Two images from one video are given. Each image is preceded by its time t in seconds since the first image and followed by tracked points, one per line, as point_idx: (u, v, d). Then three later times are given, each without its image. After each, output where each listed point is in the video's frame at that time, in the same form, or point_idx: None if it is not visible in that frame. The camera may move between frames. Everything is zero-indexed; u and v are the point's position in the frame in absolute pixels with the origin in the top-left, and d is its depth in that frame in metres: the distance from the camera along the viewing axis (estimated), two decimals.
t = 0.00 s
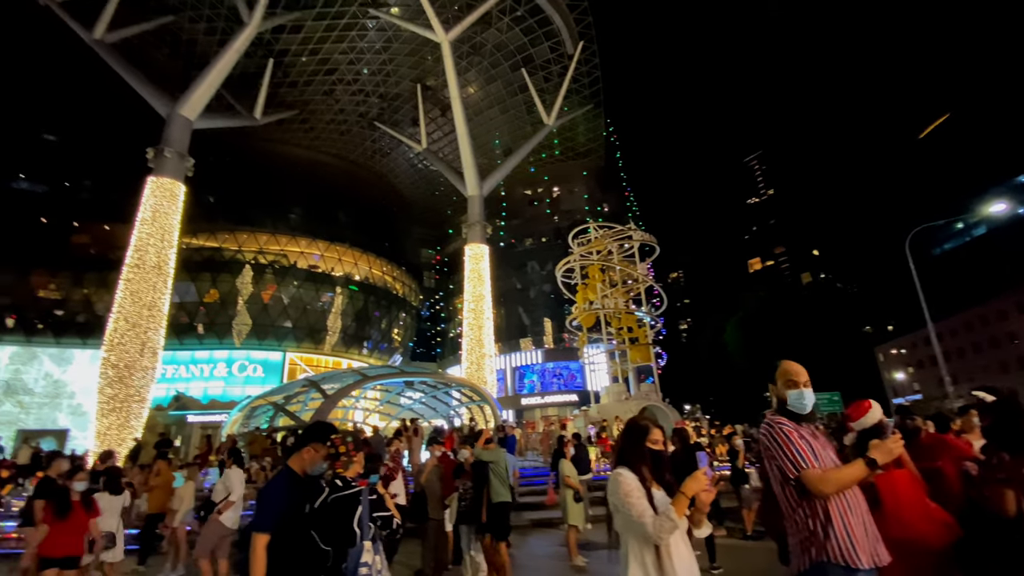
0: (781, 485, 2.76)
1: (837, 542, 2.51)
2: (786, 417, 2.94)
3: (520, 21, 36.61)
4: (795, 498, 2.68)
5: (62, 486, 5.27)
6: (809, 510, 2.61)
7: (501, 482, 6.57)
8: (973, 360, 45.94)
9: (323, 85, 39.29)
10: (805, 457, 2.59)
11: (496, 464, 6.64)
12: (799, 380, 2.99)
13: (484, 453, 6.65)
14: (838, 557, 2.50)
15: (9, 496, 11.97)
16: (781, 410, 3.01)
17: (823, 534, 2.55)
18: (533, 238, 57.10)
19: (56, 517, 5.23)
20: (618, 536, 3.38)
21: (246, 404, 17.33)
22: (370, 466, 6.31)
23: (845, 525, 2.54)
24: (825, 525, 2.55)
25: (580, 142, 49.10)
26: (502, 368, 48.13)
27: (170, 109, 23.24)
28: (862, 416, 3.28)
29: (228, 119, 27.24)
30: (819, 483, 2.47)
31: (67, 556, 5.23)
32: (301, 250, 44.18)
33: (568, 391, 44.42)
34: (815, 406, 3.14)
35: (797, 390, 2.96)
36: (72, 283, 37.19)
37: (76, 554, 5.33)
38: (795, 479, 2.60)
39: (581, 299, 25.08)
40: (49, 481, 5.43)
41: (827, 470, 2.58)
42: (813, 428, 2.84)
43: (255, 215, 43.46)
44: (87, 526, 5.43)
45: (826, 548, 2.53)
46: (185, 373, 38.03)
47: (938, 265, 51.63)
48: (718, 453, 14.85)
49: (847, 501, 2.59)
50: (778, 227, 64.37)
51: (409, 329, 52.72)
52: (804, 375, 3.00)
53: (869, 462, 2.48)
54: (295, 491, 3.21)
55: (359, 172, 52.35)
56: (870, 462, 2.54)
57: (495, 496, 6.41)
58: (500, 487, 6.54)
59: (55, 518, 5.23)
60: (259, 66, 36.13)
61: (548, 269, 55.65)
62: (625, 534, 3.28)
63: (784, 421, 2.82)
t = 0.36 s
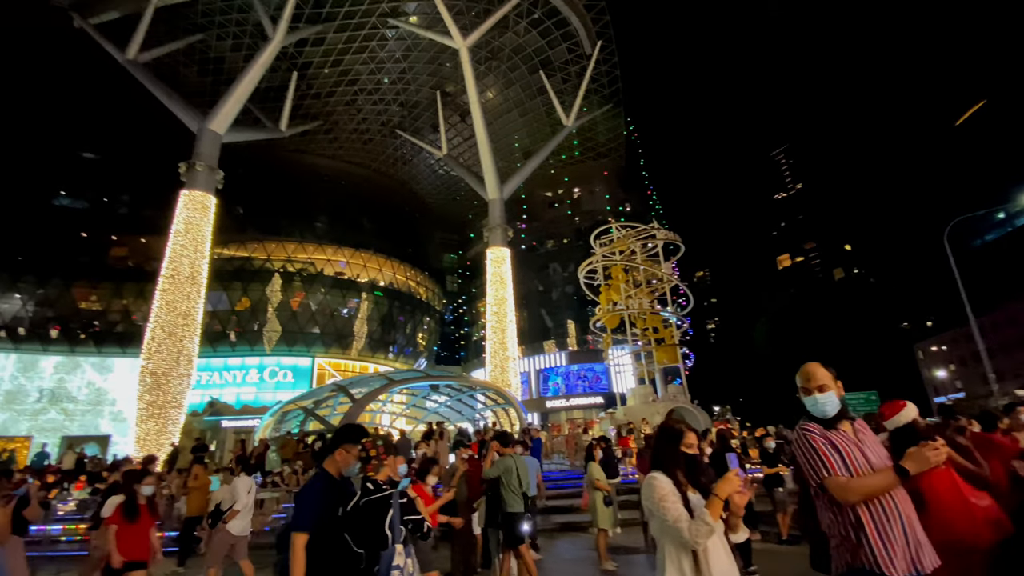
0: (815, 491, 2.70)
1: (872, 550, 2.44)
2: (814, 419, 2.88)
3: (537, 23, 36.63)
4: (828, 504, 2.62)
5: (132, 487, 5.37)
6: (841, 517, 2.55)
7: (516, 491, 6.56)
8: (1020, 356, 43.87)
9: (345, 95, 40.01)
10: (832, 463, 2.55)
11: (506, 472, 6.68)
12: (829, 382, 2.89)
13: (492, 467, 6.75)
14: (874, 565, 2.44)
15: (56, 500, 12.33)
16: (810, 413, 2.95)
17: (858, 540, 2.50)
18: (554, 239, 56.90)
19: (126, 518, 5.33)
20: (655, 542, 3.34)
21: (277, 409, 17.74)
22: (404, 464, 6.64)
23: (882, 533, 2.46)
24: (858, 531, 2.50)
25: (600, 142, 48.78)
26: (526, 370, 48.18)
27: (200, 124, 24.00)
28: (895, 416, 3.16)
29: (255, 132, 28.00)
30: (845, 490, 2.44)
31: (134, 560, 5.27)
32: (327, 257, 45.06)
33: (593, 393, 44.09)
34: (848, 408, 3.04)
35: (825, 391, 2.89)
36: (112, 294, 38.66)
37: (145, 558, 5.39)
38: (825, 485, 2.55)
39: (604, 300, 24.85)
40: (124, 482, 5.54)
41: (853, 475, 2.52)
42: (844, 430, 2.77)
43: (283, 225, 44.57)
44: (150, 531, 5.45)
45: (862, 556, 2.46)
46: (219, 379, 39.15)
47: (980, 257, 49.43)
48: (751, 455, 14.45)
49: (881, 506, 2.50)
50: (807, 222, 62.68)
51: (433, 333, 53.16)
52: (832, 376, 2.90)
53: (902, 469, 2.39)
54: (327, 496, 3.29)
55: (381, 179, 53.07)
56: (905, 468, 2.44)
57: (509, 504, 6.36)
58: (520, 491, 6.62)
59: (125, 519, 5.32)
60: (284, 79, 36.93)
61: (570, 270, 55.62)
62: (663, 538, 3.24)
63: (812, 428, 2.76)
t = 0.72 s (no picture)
0: (856, 497, 2.61)
1: (918, 557, 2.36)
2: (854, 421, 2.79)
3: (554, 27, 36.68)
4: (871, 511, 2.54)
5: (202, 494, 6.22)
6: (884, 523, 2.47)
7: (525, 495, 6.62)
8: None
9: (367, 106, 40.71)
10: (869, 467, 2.47)
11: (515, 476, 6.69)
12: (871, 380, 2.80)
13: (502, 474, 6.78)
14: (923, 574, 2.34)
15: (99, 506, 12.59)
16: (852, 415, 2.85)
17: (902, 547, 2.42)
18: (576, 242, 56.60)
19: (196, 522, 6.18)
20: (688, 547, 3.28)
21: (306, 415, 18.13)
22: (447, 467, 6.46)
23: (929, 539, 2.36)
24: (902, 537, 2.42)
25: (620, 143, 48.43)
26: (550, 374, 48.14)
27: (229, 138, 24.76)
28: (939, 416, 3.03)
29: (281, 145, 28.70)
30: (885, 495, 2.37)
31: (204, 559, 6.10)
32: (352, 265, 45.91)
33: (619, 396, 43.69)
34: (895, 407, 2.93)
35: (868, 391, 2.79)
36: (148, 306, 40.15)
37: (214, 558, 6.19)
38: (863, 490, 2.48)
39: (628, 302, 24.58)
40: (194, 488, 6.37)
41: (893, 478, 2.44)
42: (886, 431, 2.68)
43: (310, 234, 45.60)
44: (218, 533, 6.26)
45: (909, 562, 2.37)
46: (251, 386, 40.13)
47: None
48: (785, 458, 14.03)
49: (928, 510, 2.41)
50: (838, 217, 60.86)
51: (457, 338, 53.55)
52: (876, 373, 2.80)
53: (945, 472, 2.32)
54: (359, 499, 3.34)
55: (403, 187, 53.76)
56: (952, 471, 2.33)
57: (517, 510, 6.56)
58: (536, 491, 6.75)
59: (195, 522, 6.16)
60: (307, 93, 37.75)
61: (593, 272, 55.30)
62: (697, 543, 3.18)
63: (850, 429, 2.69)
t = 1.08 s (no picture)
0: (898, 500, 2.53)
1: (973, 563, 2.24)
2: (897, 422, 2.71)
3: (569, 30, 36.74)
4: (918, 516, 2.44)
5: (264, 496, 5.77)
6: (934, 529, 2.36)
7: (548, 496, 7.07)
8: None
9: (386, 116, 41.32)
10: (916, 468, 2.40)
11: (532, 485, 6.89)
12: (914, 379, 2.75)
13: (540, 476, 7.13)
14: None
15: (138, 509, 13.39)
16: (894, 416, 2.77)
17: (956, 556, 2.29)
18: (596, 244, 56.19)
19: (259, 527, 5.71)
20: (719, 555, 3.22)
21: (333, 421, 18.46)
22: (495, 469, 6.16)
23: (982, 543, 2.27)
24: (958, 545, 2.29)
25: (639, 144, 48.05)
26: (572, 379, 48.33)
27: (254, 152, 25.42)
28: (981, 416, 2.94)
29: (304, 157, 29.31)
30: (938, 497, 2.27)
31: (267, 567, 5.62)
32: (375, 273, 46.54)
33: (643, 400, 43.19)
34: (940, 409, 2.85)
35: (912, 391, 2.73)
36: (180, 316, 41.32)
37: (276, 565, 5.72)
38: (911, 492, 2.40)
39: (650, 304, 24.26)
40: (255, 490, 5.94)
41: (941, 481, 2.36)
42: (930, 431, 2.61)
43: (333, 243, 46.41)
44: (282, 538, 5.82)
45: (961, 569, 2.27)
46: (279, 394, 40.89)
47: None
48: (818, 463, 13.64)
49: (979, 514, 2.33)
50: (867, 213, 59.16)
51: (478, 343, 53.76)
52: (918, 374, 2.75)
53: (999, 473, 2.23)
54: (388, 506, 3.38)
55: (422, 194, 54.31)
56: (1004, 473, 2.25)
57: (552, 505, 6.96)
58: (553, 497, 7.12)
59: (258, 528, 5.72)
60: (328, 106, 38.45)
61: (613, 275, 54.94)
62: (728, 549, 3.12)
63: (894, 430, 2.61)
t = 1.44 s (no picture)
0: (945, 504, 2.45)
1: None
2: (945, 424, 2.64)
3: (587, 35, 36.79)
4: (969, 521, 2.35)
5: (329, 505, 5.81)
6: (987, 535, 2.28)
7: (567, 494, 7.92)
8: None
9: (407, 127, 41.94)
10: (967, 472, 2.32)
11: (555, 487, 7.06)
12: (961, 381, 2.68)
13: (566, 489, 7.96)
14: None
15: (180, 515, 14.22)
16: (940, 418, 2.70)
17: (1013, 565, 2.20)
18: (619, 247, 56.42)
19: (326, 537, 5.79)
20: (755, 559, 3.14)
21: (361, 428, 18.72)
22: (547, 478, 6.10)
23: None
24: (1014, 552, 2.20)
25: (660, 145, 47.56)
26: (598, 384, 47.69)
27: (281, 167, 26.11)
28: None
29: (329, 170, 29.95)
30: (996, 503, 2.18)
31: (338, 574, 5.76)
32: (399, 281, 47.11)
33: (672, 405, 42.46)
34: (986, 411, 2.79)
35: (958, 393, 2.66)
36: (213, 328, 42.39)
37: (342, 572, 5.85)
38: (964, 497, 2.31)
39: (676, 307, 23.84)
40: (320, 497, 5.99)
41: (995, 484, 2.28)
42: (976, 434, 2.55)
43: (358, 253, 47.19)
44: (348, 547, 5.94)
45: None
46: (308, 402, 41.59)
47: None
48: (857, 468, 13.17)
49: None
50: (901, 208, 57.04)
51: (502, 349, 53.83)
52: (965, 376, 2.67)
53: None
54: (419, 512, 3.41)
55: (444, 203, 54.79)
56: None
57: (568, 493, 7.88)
58: (572, 504, 7.59)
59: (326, 537, 5.79)
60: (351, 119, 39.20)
61: (637, 278, 54.62)
62: (765, 555, 3.06)
63: (941, 433, 2.54)
